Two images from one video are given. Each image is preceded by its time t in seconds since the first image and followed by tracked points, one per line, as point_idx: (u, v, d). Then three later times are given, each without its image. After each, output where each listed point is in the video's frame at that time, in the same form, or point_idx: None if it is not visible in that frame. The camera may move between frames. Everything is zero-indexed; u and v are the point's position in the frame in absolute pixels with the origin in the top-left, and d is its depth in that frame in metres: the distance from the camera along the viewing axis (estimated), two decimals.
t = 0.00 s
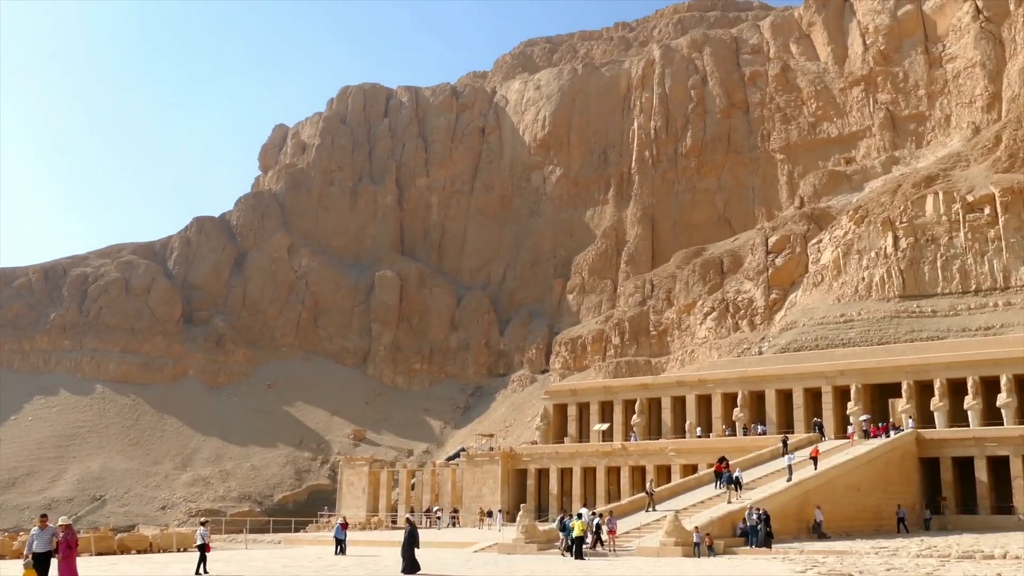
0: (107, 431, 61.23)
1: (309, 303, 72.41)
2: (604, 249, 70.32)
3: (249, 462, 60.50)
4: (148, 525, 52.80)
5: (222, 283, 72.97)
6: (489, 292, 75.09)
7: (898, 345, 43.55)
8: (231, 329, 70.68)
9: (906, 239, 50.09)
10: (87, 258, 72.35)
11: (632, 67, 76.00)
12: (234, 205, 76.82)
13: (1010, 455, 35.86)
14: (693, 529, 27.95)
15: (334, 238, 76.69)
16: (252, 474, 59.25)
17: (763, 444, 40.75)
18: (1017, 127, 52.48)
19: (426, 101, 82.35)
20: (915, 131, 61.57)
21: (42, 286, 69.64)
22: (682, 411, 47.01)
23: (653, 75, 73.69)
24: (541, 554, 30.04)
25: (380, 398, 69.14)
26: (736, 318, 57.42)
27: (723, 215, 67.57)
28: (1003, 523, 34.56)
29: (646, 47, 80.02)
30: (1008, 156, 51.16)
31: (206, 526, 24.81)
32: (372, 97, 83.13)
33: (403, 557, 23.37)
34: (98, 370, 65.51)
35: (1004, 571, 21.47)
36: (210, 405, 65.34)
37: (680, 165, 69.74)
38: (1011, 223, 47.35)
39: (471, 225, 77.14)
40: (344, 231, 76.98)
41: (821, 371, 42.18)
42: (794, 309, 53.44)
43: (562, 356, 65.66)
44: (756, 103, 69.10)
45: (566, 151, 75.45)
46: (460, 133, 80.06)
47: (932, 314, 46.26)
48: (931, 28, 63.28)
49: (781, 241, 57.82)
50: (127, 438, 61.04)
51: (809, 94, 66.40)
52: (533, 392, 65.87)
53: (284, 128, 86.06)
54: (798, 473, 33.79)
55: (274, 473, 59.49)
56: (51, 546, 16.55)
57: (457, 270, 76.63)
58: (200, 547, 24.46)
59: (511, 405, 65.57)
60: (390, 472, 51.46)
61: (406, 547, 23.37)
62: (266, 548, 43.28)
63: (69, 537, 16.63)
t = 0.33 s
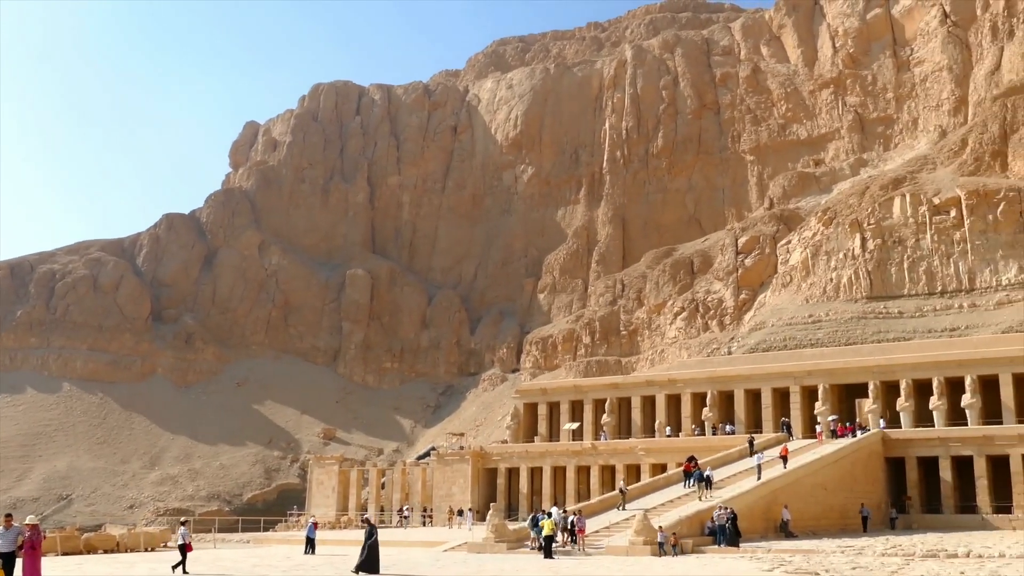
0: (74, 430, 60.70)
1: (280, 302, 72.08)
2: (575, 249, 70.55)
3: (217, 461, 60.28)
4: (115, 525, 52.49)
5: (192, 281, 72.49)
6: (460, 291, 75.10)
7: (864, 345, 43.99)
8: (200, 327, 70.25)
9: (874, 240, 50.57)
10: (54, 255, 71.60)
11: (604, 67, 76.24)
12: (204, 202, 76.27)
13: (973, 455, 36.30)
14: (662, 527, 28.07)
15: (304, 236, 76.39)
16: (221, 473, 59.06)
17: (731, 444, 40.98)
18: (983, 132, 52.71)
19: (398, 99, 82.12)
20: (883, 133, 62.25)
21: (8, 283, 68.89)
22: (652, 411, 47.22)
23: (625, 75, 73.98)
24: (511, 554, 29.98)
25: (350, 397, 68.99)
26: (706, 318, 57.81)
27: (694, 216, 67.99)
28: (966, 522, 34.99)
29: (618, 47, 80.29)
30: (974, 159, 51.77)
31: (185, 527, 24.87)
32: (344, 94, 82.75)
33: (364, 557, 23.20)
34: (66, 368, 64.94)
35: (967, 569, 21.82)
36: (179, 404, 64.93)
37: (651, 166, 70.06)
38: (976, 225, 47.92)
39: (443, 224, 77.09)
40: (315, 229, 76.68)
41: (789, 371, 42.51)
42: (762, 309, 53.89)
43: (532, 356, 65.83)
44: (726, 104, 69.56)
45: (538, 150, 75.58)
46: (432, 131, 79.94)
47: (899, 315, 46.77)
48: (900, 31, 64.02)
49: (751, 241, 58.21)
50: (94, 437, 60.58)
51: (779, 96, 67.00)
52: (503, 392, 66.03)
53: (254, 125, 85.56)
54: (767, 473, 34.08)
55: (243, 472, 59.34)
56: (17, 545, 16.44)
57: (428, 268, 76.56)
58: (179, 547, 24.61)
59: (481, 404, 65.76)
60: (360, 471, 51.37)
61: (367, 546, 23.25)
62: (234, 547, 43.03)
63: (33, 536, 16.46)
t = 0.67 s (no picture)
0: (38, 427, 60.16)
1: (248, 299, 71.64)
2: (544, 248, 70.69)
3: (184, 459, 59.92)
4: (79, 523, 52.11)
5: (159, 277, 71.87)
6: (429, 289, 74.99)
7: (830, 345, 44.40)
8: (167, 324, 69.66)
9: (841, 241, 50.99)
10: (18, 249, 70.69)
11: (575, 66, 76.40)
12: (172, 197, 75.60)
13: (936, 454, 36.69)
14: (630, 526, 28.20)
15: (273, 233, 75.95)
16: (187, 471, 58.74)
17: (698, 442, 41.12)
18: (947, 135, 53.01)
19: (369, 95, 81.73)
20: (851, 135, 62.89)
21: None
22: (620, 410, 47.36)
23: (595, 74, 74.14)
24: (478, 553, 29.91)
25: (318, 394, 68.74)
26: (674, 318, 58.13)
27: (663, 215, 68.29)
28: (929, 521, 35.41)
29: (589, 47, 80.49)
30: (939, 162, 52.30)
31: (162, 525, 24.98)
32: (314, 90, 82.23)
33: (321, 555, 23.05)
34: (30, 364, 64.24)
35: (929, 567, 22.08)
36: (145, 401, 64.38)
37: (621, 165, 70.29)
38: (941, 227, 48.45)
39: (413, 221, 76.92)
40: (283, 225, 76.26)
41: (756, 370, 42.78)
42: (731, 309, 54.23)
43: (501, 354, 65.90)
44: (696, 104, 69.93)
45: (509, 149, 75.61)
46: (402, 128, 79.68)
47: (865, 315, 47.32)
48: (868, 35, 64.74)
49: (719, 241, 58.51)
50: (58, 435, 60.05)
51: (748, 96, 67.55)
52: (472, 390, 66.10)
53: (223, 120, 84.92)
54: (735, 471, 34.33)
55: (209, 470, 59.07)
56: None
57: (398, 266, 76.36)
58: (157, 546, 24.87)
59: (450, 402, 65.82)
60: (327, 470, 51.17)
61: (325, 544, 23.04)
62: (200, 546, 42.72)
63: None
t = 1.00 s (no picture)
0: None
1: (214, 294, 71.09)
2: (513, 246, 70.74)
3: (148, 455, 59.42)
4: (40, 521, 51.57)
5: (124, 272, 71.09)
6: (398, 285, 74.77)
7: (796, 345, 44.74)
8: (132, 319, 68.94)
9: (808, 241, 51.37)
10: None
11: (545, 65, 76.45)
12: (137, 191, 74.84)
13: (900, 452, 37.04)
14: (598, 523, 28.22)
15: (240, 228, 75.41)
16: (152, 467, 58.22)
17: (666, 440, 41.21)
18: (913, 136, 53.49)
19: (338, 91, 81.26)
20: (818, 136, 63.52)
21: None
22: (587, 408, 47.46)
23: (565, 73, 74.23)
24: (445, 549, 29.84)
25: (285, 391, 68.34)
26: (642, 316, 58.39)
27: (632, 214, 68.53)
28: (892, 518, 35.78)
29: (560, 45, 80.58)
30: (905, 164, 52.82)
31: (141, 520, 24.85)
32: (283, 85, 81.64)
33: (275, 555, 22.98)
34: None
35: (893, 563, 22.32)
36: (109, 398, 63.75)
37: (591, 164, 70.47)
38: (906, 228, 48.94)
39: (381, 218, 76.63)
40: (251, 221, 75.72)
41: (724, 369, 43.01)
42: (698, 308, 54.50)
43: (469, 352, 65.89)
44: (665, 104, 70.22)
45: (478, 146, 75.55)
46: (372, 124, 79.34)
47: (830, 315, 47.79)
48: (836, 37, 65.42)
49: (688, 241, 58.73)
50: (20, 432, 59.40)
51: (717, 97, 67.96)
52: (440, 388, 66.03)
53: (191, 114, 84.16)
54: (701, 469, 34.50)
55: (174, 467, 58.63)
56: None
57: (366, 263, 76.07)
58: (133, 541, 24.65)
59: (418, 400, 65.77)
60: (294, 466, 50.90)
61: (278, 544, 22.97)
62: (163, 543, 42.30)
63: None
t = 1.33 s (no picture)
0: None
1: (180, 290, 70.47)
2: (482, 244, 70.72)
3: (112, 452, 58.89)
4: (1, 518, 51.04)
5: (88, 266, 70.26)
6: (366, 282, 74.50)
7: (762, 344, 45.02)
8: (96, 314, 68.12)
9: (774, 241, 51.68)
10: None
11: (515, 62, 76.41)
12: (102, 185, 74.03)
13: (863, 451, 37.34)
14: (565, 521, 28.22)
15: (207, 223, 74.79)
16: (115, 464, 57.69)
17: (633, 438, 41.33)
18: (879, 138, 53.97)
19: (307, 86, 80.72)
20: (786, 137, 64.05)
21: None
22: (555, 406, 47.51)
23: (536, 71, 74.24)
24: (411, 547, 29.75)
25: (252, 388, 67.96)
26: (610, 314, 58.56)
27: (601, 212, 68.71)
28: (855, 516, 36.09)
29: (530, 43, 80.60)
30: (871, 165, 53.30)
31: (115, 518, 25.17)
32: (251, 79, 81.03)
33: (229, 552, 22.86)
34: None
35: (854, 561, 22.48)
36: (72, 394, 63.10)
37: (560, 162, 70.56)
38: (871, 229, 49.40)
39: (350, 214, 76.29)
40: (218, 216, 75.12)
41: (691, 367, 43.21)
42: (666, 307, 54.71)
43: (437, 349, 65.78)
44: (635, 103, 70.42)
45: (448, 143, 75.43)
46: (341, 120, 78.95)
47: (796, 315, 48.14)
48: (804, 38, 65.97)
49: (656, 239, 58.93)
50: None
51: (686, 96, 68.26)
52: (408, 385, 65.91)
53: (158, 108, 83.34)
54: (668, 467, 34.61)
55: (139, 463, 58.16)
56: None
57: (334, 258, 75.73)
58: (108, 539, 24.99)
59: (385, 397, 65.65)
60: (260, 463, 50.61)
61: (232, 540, 22.87)
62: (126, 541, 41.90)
63: None
